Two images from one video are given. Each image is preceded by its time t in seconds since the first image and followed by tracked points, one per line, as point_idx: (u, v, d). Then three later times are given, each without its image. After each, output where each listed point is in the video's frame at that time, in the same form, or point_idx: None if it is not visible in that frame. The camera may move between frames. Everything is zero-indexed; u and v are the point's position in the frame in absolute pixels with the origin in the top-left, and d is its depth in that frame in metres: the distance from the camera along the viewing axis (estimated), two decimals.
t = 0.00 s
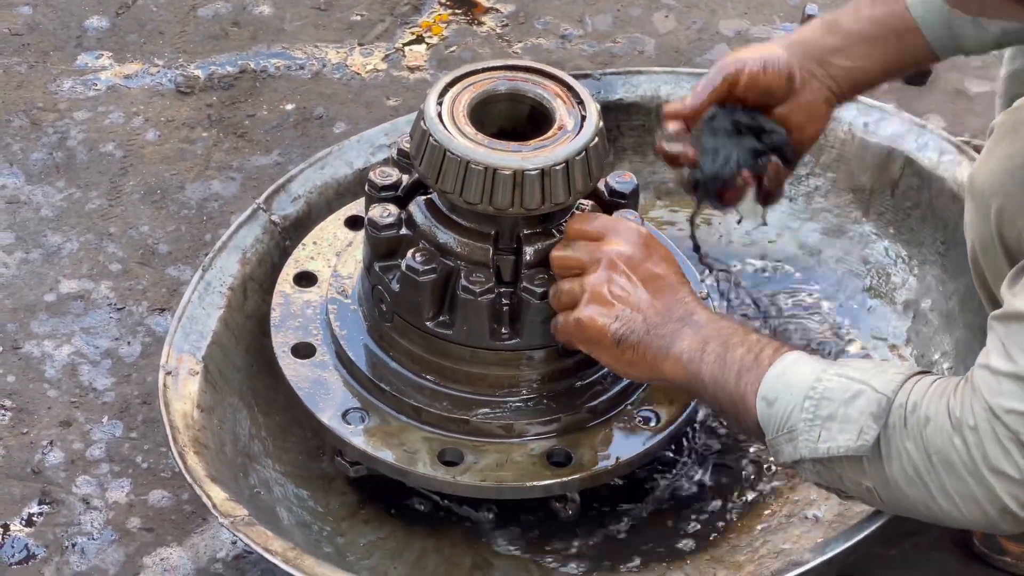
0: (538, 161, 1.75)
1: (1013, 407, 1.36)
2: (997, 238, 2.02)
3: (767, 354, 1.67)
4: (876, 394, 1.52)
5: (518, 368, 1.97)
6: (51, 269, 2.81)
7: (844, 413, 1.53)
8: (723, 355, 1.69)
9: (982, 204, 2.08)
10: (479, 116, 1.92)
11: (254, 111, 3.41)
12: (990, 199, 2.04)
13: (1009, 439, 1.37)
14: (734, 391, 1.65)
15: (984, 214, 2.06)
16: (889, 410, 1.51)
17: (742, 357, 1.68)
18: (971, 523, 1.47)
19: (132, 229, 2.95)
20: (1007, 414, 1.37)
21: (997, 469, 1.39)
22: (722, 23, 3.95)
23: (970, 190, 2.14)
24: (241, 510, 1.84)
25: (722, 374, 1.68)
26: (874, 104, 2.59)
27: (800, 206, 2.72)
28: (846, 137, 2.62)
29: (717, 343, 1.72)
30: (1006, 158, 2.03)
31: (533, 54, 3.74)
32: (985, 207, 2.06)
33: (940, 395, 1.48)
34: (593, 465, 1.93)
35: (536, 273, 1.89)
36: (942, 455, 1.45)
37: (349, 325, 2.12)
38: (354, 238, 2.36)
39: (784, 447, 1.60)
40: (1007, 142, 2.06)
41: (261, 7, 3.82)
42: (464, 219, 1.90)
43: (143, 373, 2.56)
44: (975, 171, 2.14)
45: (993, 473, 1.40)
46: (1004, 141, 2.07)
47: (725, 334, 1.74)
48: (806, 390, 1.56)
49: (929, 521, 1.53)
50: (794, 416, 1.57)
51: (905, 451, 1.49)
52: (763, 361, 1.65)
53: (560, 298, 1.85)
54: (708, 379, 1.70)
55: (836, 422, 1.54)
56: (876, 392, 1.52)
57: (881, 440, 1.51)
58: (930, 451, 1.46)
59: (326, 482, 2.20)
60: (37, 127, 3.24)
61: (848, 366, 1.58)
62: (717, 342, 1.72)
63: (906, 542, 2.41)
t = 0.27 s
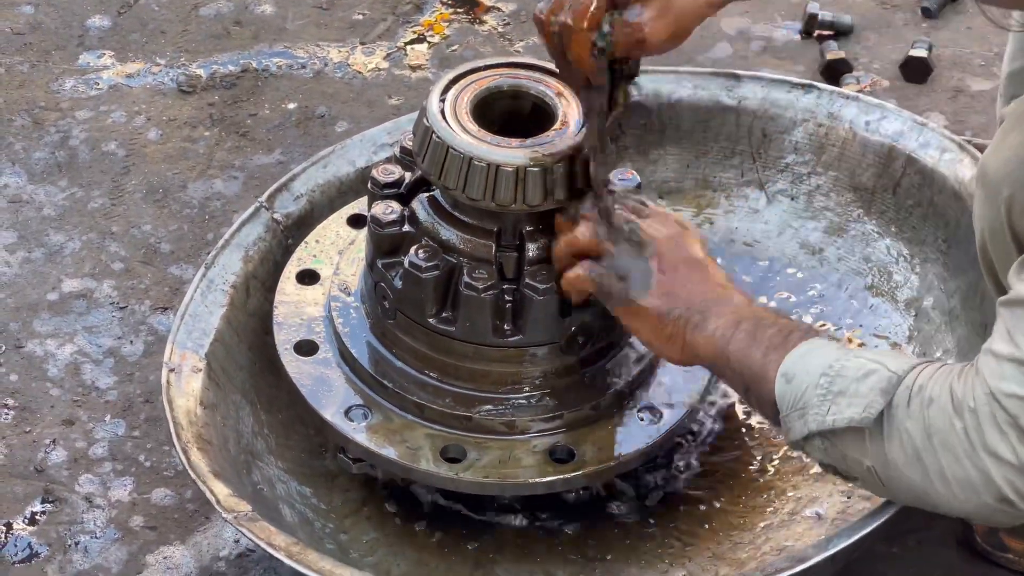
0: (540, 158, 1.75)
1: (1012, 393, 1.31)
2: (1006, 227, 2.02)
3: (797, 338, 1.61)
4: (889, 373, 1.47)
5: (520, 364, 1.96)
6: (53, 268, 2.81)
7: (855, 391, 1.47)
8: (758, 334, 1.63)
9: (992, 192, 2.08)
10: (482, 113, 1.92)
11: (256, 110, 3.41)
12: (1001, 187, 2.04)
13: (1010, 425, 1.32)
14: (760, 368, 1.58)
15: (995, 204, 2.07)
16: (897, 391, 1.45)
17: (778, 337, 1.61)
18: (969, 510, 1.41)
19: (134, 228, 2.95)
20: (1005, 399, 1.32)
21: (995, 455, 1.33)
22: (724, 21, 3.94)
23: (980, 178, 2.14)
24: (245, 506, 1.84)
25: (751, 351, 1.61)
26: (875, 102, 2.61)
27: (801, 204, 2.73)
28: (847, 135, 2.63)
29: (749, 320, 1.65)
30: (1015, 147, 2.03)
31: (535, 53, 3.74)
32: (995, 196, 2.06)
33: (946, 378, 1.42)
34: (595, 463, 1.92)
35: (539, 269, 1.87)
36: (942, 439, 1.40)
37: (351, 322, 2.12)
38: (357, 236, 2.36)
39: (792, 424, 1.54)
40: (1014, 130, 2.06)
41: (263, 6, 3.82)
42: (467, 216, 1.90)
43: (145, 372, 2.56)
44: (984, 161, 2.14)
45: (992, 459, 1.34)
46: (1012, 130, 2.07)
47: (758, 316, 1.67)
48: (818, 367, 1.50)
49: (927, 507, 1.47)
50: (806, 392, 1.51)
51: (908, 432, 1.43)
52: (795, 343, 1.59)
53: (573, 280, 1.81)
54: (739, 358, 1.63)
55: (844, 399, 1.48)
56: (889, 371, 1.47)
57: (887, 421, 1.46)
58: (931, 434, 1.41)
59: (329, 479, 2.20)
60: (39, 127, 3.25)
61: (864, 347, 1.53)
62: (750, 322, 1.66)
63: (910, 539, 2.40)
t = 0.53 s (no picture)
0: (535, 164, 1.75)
1: None
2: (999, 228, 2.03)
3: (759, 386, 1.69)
4: (879, 413, 1.53)
5: (516, 368, 1.96)
6: (51, 270, 2.81)
7: (853, 437, 1.54)
8: (717, 393, 1.71)
9: (987, 192, 2.10)
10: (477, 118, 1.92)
11: (254, 112, 3.42)
12: (996, 186, 2.06)
13: None
14: (733, 433, 1.66)
15: (989, 204, 2.08)
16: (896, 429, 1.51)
17: (735, 391, 1.69)
18: (999, 526, 1.47)
19: (132, 230, 2.95)
20: None
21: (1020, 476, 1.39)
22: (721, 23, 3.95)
23: (976, 179, 2.17)
24: (242, 513, 1.84)
25: (717, 413, 1.69)
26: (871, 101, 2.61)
27: (798, 203, 2.73)
28: (844, 133, 2.64)
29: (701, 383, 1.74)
30: (1011, 148, 2.05)
31: (532, 54, 3.74)
32: (990, 197, 2.08)
33: (949, 407, 1.48)
34: (591, 466, 1.93)
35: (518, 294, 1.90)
36: (961, 467, 1.45)
37: (348, 326, 2.12)
38: (354, 240, 2.36)
39: (796, 478, 1.60)
40: (1011, 132, 2.08)
41: (260, 8, 3.83)
42: (462, 221, 1.90)
43: (143, 374, 2.56)
44: (981, 163, 2.16)
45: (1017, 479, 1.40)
46: (1009, 132, 2.09)
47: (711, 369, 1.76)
48: (809, 417, 1.57)
49: (952, 528, 1.53)
50: (802, 446, 1.57)
51: (920, 468, 1.49)
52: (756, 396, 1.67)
53: (505, 275, 1.84)
54: (700, 419, 1.71)
55: (845, 449, 1.54)
56: (880, 411, 1.53)
57: (894, 460, 1.52)
58: (948, 465, 1.46)
59: (327, 482, 2.20)
60: (36, 129, 3.25)
61: (843, 386, 1.59)
62: (706, 375, 1.75)
63: (907, 540, 2.41)
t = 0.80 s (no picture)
0: (538, 158, 1.75)
1: (1013, 415, 1.38)
2: (992, 237, 2.05)
3: (750, 406, 1.67)
4: (864, 427, 1.55)
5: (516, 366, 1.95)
6: (48, 273, 2.81)
7: (842, 453, 1.56)
8: (710, 413, 1.70)
9: (977, 203, 2.10)
10: (475, 114, 1.92)
11: (252, 114, 3.41)
12: (985, 198, 2.06)
13: (1014, 447, 1.39)
14: (726, 452, 1.66)
15: (980, 215, 2.09)
16: (883, 441, 1.54)
17: (728, 411, 1.68)
18: (992, 531, 1.49)
19: (130, 232, 2.95)
20: (1008, 422, 1.39)
21: (1007, 480, 1.41)
22: (719, 23, 3.95)
23: (965, 188, 2.17)
24: (242, 505, 1.84)
25: (710, 434, 1.68)
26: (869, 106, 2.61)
27: (796, 208, 2.73)
28: (843, 139, 2.63)
29: (688, 403, 1.72)
30: (999, 160, 2.05)
31: (530, 55, 3.74)
32: (980, 208, 2.08)
33: (934, 416, 1.50)
34: (589, 465, 1.92)
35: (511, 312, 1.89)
36: (949, 474, 1.47)
37: (347, 324, 2.12)
38: (352, 240, 2.36)
39: (788, 494, 1.63)
40: (998, 143, 2.08)
41: (258, 10, 3.83)
42: (461, 215, 1.90)
43: (141, 376, 2.56)
44: (970, 172, 2.16)
45: (1004, 483, 1.42)
46: (996, 143, 2.09)
47: (702, 386, 1.73)
48: (795, 433, 1.60)
49: (948, 535, 1.55)
50: (790, 463, 1.60)
51: (910, 478, 1.52)
52: (748, 416, 1.66)
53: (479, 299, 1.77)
54: (692, 438, 1.70)
55: (835, 465, 1.57)
56: (864, 425, 1.55)
57: (884, 473, 1.55)
58: (937, 473, 1.49)
59: (325, 481, 2.20)
60: (34, 131, 3.24)
61: (827, 400, 1.62)
62: (696, 393, 1.73)
63: (906, 541, 2.41)
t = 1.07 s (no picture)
0: (542, 153, 1.74)
1: (967, 387, 1.35)
2: (980, 223, 2.09)
3: (698, 338, 1.64)
4: (812, 376, 1.51)
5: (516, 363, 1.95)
6: (48, 273, 2.80)
7: (787, 401, 1.52)
8: (656, 342, 1.67)
9: (966, 190, 2.13)
10: (477, 112, 1.92)
11: (252, 114, 3.41)
12: (976, 187, 2.09)
13: (962, 419, 1.37)
14: (675, 382, 1.64)
15: (967, 201, 2.13)
16: (830, 394, 1.50)
17: (673, 341, 1.65)
18: (926, 497, 1.48)
19: (130, 233, 2.94)
20: (961, 394, 1.36)
21: (951, 450, 1.39)
22: (720, 23, 3.95)
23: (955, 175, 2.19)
24: (238, 505, 1.84)
25: (659, 363, 1.65)
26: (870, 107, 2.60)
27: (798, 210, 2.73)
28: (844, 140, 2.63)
29: (632, 337, 1.70)
30: (987, 147, 2.08)
31: (531, 55, 3.74)
32: (969, 195, 2.12)
33: (887, 378, 1.47)
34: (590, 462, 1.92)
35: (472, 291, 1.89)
36: (892, 436, 1.45)
37: (348, 321, 2.12)
38: (353, 239, 2.35)
39: (729, 437, 1.59)
40: (987, 131, 2.11)
41: (258, 10, 3.82)
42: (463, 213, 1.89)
43: (140, 377, 2.55)
44: (960, 158, 2.18)
45: (946, 452, 1.40)
46: (984, 132, 2.12)
47: (646, 315, 1.71)
48: (743, 376, 1.55)
49: (880, 494, 1.54)
50: (735, 406, 1.56)
51: (853, 435, 1.49)
52: (699, 344, 1.63)
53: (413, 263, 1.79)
54: (644, 368, 1.68)
55: (777, 412, 1.53)
56: (814, 375, 1.51)
57: (825, 424, 1.51)
58: (880, 433, 1.46)
59: (325, 482, 2.20)
60: (33, 131, 3.24)
61: (780, 344, 1.56)
62: (640, 323, 1.70)
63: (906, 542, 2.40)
